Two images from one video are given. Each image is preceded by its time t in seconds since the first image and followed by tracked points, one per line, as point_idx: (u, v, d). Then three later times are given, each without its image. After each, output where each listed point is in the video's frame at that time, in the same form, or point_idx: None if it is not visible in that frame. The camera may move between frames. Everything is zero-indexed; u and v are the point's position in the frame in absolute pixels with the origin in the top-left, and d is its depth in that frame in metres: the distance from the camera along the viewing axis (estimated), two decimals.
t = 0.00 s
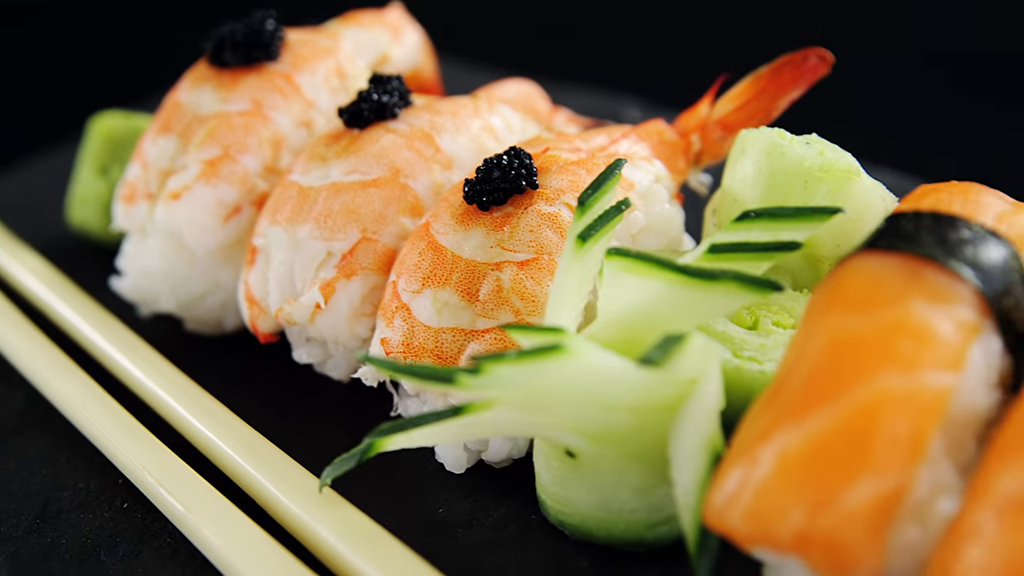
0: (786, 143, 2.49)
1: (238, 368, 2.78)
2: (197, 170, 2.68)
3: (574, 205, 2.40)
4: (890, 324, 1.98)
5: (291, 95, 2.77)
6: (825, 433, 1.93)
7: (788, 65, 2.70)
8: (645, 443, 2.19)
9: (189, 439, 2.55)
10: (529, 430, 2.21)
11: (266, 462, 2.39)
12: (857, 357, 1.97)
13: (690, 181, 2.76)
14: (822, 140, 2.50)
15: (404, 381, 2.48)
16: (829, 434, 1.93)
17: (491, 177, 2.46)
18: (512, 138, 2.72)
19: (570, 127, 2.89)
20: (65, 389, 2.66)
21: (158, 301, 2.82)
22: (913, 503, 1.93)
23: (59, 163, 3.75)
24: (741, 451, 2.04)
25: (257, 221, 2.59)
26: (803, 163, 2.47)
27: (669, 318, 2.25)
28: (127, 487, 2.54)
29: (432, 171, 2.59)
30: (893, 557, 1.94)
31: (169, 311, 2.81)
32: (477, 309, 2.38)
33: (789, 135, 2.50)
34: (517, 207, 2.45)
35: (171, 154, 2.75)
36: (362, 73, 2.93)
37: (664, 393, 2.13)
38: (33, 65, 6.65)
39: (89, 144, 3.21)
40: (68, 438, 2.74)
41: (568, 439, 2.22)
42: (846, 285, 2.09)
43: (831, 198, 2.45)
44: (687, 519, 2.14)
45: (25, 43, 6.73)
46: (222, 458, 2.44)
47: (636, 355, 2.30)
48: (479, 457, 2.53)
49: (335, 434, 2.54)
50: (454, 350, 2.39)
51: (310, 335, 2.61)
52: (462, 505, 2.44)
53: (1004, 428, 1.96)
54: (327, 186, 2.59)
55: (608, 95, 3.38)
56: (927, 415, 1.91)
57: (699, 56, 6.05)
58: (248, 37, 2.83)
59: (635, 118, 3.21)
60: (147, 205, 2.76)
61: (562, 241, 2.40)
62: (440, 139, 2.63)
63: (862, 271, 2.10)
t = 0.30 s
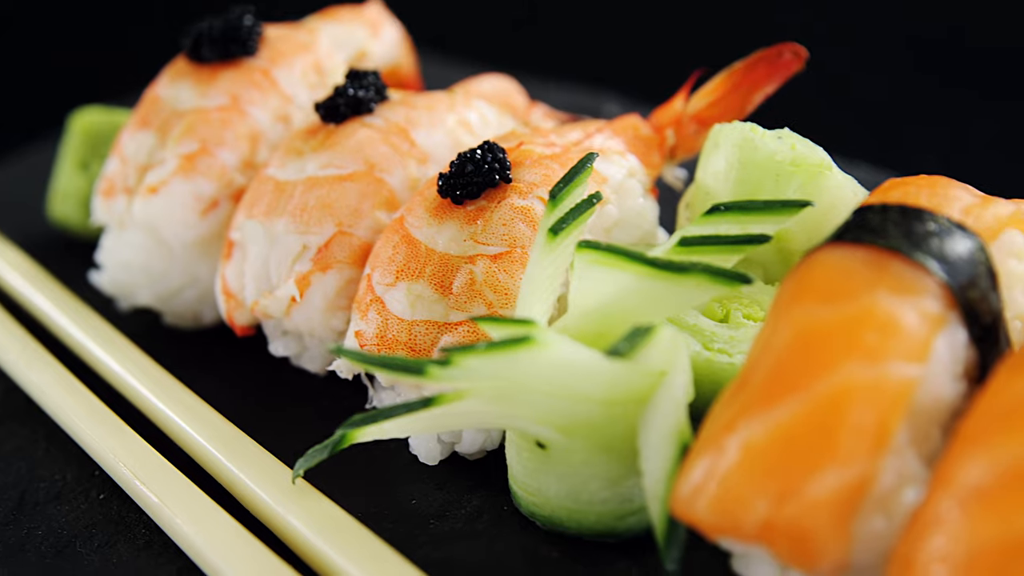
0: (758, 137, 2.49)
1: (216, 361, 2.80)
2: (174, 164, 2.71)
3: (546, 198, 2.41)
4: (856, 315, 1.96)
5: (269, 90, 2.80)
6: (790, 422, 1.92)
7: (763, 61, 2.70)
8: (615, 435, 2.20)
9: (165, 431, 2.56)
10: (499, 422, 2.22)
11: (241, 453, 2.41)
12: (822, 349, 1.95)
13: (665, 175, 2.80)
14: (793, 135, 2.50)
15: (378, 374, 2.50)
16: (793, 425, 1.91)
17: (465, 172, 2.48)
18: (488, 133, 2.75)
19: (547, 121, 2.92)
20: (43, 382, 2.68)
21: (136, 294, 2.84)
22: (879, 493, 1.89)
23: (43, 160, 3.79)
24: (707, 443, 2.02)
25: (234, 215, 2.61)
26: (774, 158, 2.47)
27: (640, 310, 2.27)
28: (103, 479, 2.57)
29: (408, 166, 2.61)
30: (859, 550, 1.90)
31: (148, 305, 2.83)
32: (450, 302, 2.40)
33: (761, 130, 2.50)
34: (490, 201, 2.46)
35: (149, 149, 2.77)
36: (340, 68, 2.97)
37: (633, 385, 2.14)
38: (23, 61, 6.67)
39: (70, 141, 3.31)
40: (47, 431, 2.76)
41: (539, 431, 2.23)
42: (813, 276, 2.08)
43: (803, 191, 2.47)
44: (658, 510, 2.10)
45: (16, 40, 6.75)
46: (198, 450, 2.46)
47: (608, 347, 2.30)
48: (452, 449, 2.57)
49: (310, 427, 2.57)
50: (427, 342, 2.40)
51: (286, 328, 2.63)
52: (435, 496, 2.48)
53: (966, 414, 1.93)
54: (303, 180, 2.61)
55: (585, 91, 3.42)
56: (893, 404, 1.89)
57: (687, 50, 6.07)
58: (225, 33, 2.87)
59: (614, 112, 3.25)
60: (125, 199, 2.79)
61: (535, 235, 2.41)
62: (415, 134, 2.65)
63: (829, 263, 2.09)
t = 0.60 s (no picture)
0: (726, 131, 2.53)
1: (190, 353, 2.82)
2: (148, 158, 2.73)
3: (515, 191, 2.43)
4: (815, 306, 1.97)
5: (243, 84, 2.84)
6: (750, 411, 1.89)
7: (734, 56, 2.75)
8: (579, 424, 2.22)
9: (138, 423, 2.59)
10: (465, 412, 2.23)
11: (212, 444, 2.43)
12: (783, 338, 1.94)
13: (636, 169, 2.83)
14: (761, 128, 2.53)
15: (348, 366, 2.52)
16: (754, 414, 1.89)
17: (435, 164, 2.49)
18: (459, 127, 2.79)
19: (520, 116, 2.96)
20: (18, 374, 2.71)
21: (111, 288, 2.86)
22: (838, 483, 1.91)
23: (24, 157, 3.83)
24: (669, 431, 2.00)
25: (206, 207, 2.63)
26: (741, 151, 2.51)
27: (605, 302, 2.29)
28: (76, 470, 2.59)
29: (379, 159, 2.64)
30: (820, 538, 1.94)
31: (123, 298, 2.86)
32: (419, 294, 2.42)
33: (729, 123, 2.54)
34: (460, 193, 2.48)
35: (124, 142, 2.81)
36: (314, 63, 3.02)
37: (597, 374, 2.16)
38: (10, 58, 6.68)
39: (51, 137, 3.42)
40: (22, 423, 2.79)
41: (505, 421, 2.25)
42: (774, 269, 2.08)
43: (770, 184, 2.49)
44: (621, 499, 2.12)
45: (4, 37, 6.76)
46: (169, 441, 2.49)
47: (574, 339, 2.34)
48: (422, 439, 2.61)
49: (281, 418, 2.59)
50: (396, 334, 2.42)
51: (259, 320, 2.65)
52: (404, 487, 2.51)
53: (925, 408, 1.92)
54: (275, 173, 2.63)
55: (560, 88, 3.49)
56: (852, 394, 1.90)
57: (673, 46, 6.08)
58: (200, 28, 2.91)
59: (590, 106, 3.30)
60: (99, 192, 2.83)
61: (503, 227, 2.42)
62: (387, 128, 2.68)
63: (790, 256, 2.10)
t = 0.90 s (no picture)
0: (699, 126, 2.56)
1: (170, 347, 2.85)
2: (128, 154, 2.76)
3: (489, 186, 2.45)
4: (783, 299, 1.95)
5: (222, 81, 2.88)
6: (718, 403, 1.88)
7: (710, 51, 2.78)
8: (552, 416, 2.23)
9: (117, 417, 2.61)
10: (436, 405, 2.22)
11: (188, 436, 2.47)
12: (751, 331, 1.92)
13: (612, 163, 2.87)
14: (735, 124, 2.55)
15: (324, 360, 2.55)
16: (724, 405, 1.88)
17: (409, 159, 2.51)
18: (437, 123, 2.83)
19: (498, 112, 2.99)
20: None
21: (92, 283, 2.89)
22: (804, 475, 1.89)
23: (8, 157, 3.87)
24: (637, 424, 1.98)
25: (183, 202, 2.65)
26: (714, 147, 2.54)
27: (577, 295, 2.31)
28: (55, 463, 2.61)
29: (356, 155, 2.66)
30: (787, 530, 1.95)
31: (103, 292, 2.89)
32: (394, 288, 2.43)
33: (703, 119, 2.57)
34: (435, 188, 2.50)
35: (104, 138, 2.85)
36: (293, 59, 3.07)
37: (567, 367, 2.17)
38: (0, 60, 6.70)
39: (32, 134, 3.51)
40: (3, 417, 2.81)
41: (478, 414, 2.25)
42: (742, 261, 2.06)
43: (744, 178, 2.50)
44: (592, 491, 2.13)
45: None
46: (147, 434, 2.51)
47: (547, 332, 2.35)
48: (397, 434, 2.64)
49: (258, 411, 2.61)
50: (372, 328, 2.43)
51: (236, 315, 2.67)
52: (379, 480, 2.54)
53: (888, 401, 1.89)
54: (252, 169, 2.65)
55: (543, 85, 3.49)
56: (819, 386, 1.87)
57: (661, 42, 6.11)
58: (180, 25, 2.96)
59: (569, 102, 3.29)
60: (79, 188, 2.87)
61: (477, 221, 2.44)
62: (364, 124, 2.71)
63: (759, 250, 2.07)
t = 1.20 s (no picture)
0: (675, 121, 2.57)
1: (150, 342, 2.87)
2: (108, 150, 2.80)
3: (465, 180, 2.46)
4: (752, 292, 1.95)
5: (202, 77, 2.92)
6: (687, 394, 1.88)
7: (687, 46, 2.80)
8: (525, 408, 2.25)
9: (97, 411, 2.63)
10: (412, 397, 2.23)
11: (168, 430, 2.49)
12: (720, 323, 1.93)
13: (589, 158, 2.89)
14: (710, 118, 2.57)
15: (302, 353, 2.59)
16: (693, 397, 1.88)
17: (386, 154, 2.53)
18: (415, 118, 2.87)
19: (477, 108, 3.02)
20: None
21: (73, 278, 2.93)
22: (773, 466, 1.89)
23: None
24: (608, 415, 1.98)
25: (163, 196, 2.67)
26: (689, 141, 2.55)
27: (551, 288, 2.32)
28: (34, 456, 2.62)
29: (334, 150, 2.69)
30: (756, 519, 1.95)
31: (84, 287, 2.92)
32: (371, 282, 2.45)
33: (678, 113, 2.58)
34: (411, 183, 2.52)
35: (84, 134, 2.92)
36: (273, 55, 3.11)
37: (540, 360, 2.18)
38: None
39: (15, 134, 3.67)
40: None
41: (452, 406, 2.26)
42: (713, 255, 2.07)
43: (718, 172, 2.53)
44: (565, 482, 2.15)
45: None
46: (126, 428, 2.53)
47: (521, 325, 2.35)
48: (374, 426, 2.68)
49: (236, 405, 2.63)
50: (348, 321, 2.44)
51: (216, 309, 2.69)
52: (356, 472, 2.56)
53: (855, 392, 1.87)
54: (231, 164, 2.67)
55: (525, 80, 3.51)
56: (787, 378, 1.86)
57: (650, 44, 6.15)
58: (161, 21, 3.00)
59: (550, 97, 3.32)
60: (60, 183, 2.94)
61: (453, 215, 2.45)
62: (342, 120, 2.75)
63: (729, 243, 2.08)
